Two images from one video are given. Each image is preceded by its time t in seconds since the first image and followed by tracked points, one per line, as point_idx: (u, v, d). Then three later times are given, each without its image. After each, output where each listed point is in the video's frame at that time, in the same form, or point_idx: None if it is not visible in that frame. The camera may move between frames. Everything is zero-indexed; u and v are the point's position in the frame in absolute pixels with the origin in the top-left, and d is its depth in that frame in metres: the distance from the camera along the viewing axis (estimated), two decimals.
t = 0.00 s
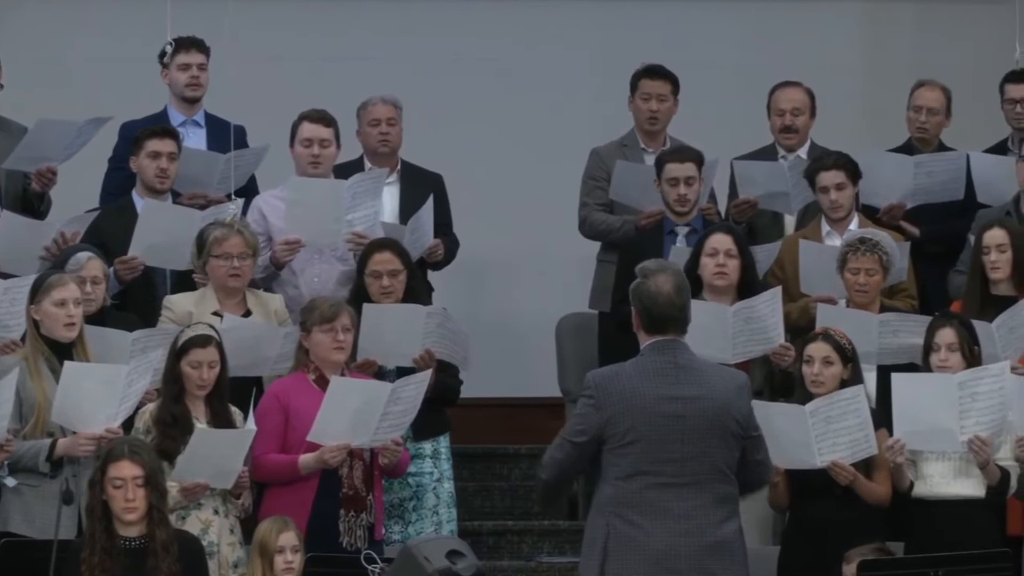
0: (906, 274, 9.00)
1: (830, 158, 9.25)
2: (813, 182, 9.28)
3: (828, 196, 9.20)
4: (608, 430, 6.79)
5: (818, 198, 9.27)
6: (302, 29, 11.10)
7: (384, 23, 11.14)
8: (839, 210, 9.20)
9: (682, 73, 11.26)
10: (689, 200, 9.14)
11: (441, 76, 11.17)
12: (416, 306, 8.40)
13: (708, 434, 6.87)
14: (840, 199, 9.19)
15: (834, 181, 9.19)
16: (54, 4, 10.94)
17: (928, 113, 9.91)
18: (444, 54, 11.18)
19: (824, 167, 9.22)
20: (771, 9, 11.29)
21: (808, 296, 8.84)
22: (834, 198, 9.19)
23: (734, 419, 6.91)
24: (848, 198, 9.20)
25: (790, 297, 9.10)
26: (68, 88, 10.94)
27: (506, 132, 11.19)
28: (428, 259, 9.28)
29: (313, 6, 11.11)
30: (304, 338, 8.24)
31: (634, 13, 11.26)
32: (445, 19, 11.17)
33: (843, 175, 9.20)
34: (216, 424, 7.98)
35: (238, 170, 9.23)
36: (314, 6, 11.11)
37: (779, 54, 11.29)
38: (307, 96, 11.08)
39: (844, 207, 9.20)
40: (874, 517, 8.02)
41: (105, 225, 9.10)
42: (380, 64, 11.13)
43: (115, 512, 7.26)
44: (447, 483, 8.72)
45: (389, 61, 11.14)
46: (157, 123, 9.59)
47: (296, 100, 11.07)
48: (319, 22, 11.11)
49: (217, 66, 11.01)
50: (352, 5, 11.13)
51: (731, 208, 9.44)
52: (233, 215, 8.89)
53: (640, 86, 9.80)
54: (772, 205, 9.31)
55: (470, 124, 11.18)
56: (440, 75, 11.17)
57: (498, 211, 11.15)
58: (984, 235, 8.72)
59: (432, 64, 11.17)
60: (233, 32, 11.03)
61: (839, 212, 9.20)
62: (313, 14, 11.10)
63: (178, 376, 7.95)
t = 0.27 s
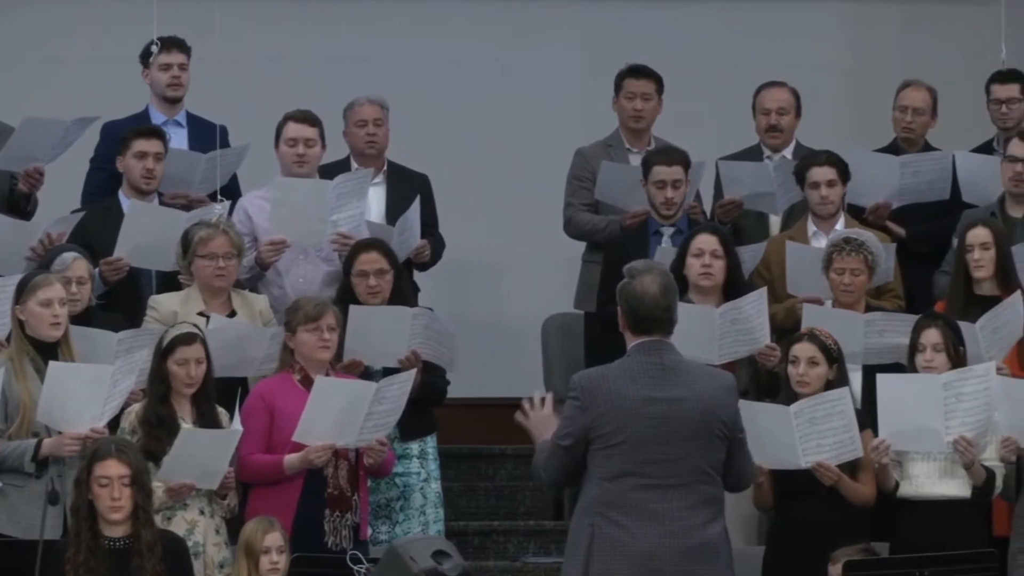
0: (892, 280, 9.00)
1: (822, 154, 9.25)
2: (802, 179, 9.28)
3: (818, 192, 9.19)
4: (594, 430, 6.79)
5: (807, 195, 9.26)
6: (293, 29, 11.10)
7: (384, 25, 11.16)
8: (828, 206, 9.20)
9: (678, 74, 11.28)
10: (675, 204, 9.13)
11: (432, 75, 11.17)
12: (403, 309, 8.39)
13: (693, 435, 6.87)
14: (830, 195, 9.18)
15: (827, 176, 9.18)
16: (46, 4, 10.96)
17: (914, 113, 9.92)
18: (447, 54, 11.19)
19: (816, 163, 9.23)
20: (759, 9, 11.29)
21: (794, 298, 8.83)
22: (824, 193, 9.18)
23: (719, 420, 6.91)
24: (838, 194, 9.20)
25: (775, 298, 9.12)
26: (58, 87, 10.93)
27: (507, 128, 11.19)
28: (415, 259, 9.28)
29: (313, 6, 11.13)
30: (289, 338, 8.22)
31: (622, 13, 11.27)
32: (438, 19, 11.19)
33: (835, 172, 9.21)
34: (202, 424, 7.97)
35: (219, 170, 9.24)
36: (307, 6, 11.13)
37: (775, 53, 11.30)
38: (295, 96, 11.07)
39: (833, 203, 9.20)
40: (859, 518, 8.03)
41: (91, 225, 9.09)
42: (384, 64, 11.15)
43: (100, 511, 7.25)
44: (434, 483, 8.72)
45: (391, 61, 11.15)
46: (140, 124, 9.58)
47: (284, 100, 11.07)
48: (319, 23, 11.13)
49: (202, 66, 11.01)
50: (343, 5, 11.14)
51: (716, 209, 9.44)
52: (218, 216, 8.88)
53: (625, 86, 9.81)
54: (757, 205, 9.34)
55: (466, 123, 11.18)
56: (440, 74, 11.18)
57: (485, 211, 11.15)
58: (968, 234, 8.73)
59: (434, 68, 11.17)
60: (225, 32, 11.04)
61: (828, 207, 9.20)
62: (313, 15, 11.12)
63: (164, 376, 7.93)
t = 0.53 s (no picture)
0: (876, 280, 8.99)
1: (812, 153, 9.28)
2: (791, 173, 9.28)
3: (807, 187, 9.19)
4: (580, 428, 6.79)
5: (795, 191, 9.26)
6: (291, 30, 11.12)
7: (383, 26, 11.16)
8: (817, 201, 9.20)
9: (676, 76, 11.29)
10: (660, 204, 9.16)
11: (431, 75, 11.18)
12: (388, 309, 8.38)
13: (679, 434, 6.88)
14: (819, 191, 9.19)
15: (818, 172, 9.20)
16: (34, 5, 10.95)
17: (899, 113, 9.93)
18: (446, 54, 11.20)
19: (807, 160, 9.24)
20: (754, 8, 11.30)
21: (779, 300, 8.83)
22: (813, 188, 9.19)
23: (705, 420, 6.92)
24: (827, 190, 9.22)
25: (761, 297, 9.12)
26: (55, 86, 10.93)
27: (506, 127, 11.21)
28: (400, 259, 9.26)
29: (313, 6, 11.14)
30: (274, 338, 8.22)
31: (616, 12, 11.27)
32: (435, 19, 11.19)
33: (825, 168, 9.23)
34: (188, 423, 7.97)
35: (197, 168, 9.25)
36: (306, 6, 11.13)
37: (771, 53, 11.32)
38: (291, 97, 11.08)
39: (822, 198, 9.21)
40: (844, 518, 8.04)
41: (76, 225, 9.09)
42: (382, 65, 11.16)
43: (85, 511, 7.24)
44: (420, 483, 8.71)
45: (389, 62, 11.16)
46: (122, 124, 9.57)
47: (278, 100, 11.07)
48: (318, 23, 11.13)
49: (186, 67, 11.00)
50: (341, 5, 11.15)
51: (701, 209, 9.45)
52: (204, 216, 8.88)
53: (609, 86, 9.82)
54: (742, 205, 9.34)
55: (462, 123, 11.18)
56: (439, 74, 11.18)
57: (474, 211, 11.15)
58: (952, 233, 8.74)
59: (433, 69, 11.18)
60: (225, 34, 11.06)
61: (817, 203, 9.21)
62: (312, 16, 11.13)
63: (150, 375, 7.92)
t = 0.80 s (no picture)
0: (861, 281, 9.00)
1: (801, 151, 9.29)
2: (778, 172, 9.29)
3: (795, 185, 9.20)
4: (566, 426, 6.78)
5: (782, 189, 9.28)
6: (291, 30, 11.12)
7: (385, 27, 11.17)
8: (803, 200, 9.21)
9: (674, 76, 11.30)
10: (645, 204, 9.16)
11: (432, 75, 11.18)
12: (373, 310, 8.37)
13: (665, 432, 6.88)
14: (806, 189, 9.20)
15: (804, 171, 9.21)
16: (17, 5, 10.94)
17: (884, 113, 9.94)
18: (446, 55, 11.20)
19: (795, 159, 9.25)
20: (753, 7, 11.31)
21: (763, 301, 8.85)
22: (800, 187, 9.20)
23: (690, 419, 6.93)
24: (813, 190, 9.23)
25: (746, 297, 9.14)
26: (39, 86, 10.92)
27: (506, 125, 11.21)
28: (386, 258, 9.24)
29: (313, 6, 11.14)
30: (258, 338, 8.20)
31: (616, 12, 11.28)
32: (434, 19, 11.20)
33: (810, 167, 9.24)
34: (174, 423, 7.96)
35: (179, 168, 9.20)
36: (306, 7, 11.14)
37: (771, 52, 11.32)
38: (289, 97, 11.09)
39: (808, 198, 9.22)
40: (829, 517, 8.04)
41: (61, 224, 9.08)
42: (382, 65, 11.16)
43: (70, 512, 7.22)
44: (404, 482, 8.71)
45: (389, 62, 11.17)
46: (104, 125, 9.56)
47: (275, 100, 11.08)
48: (318, 24, 11.14)
49: (170, 66, 11.00)
50: (341, 5, 11.15)
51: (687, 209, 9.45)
52: (188, 215, 8.87)
53: (594, 86, 9.82)
54: (728, 205, 9.34)
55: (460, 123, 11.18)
56: (440, 74, 11.19)
57: (466, 212, 11.15)
58: (937, 234, 8.75)
59: (433, 68, 11.19)
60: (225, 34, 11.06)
61: (802, 202, 9.21)
62: (313, 16, 11.13)
63: (135, 375, 7.92)
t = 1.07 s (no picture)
0: (847, 284, 8.95)
1: (782, 151, 9.29)
2: (761, 172, 9.29)
3: (778, 186, 9.21)
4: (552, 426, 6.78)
5: (765, 191, 9.28)
6: (291, 30, 11.13)
7: (386, 27, 11.17)
8: (786, 201, 9.21)
9: (659, 77, 11.31)
10: (630, 205, 9.17)
11: (432, 75, 11.19)
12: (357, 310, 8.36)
13: (651, 432, 6.89)
14: (789, 190, 9.21)
15: (786, 171, 9.22)
16: None
17: (869, 113, 9.96)
18: (445, 56, 11.20)
19: (777, 159, 9.25)
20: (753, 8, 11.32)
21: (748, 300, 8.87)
22: (783, 187, 9.21)
23: (676, 418, 6.93)
24: (797, 190, 9.23)
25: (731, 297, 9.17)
26: (23, 86, 10.91)
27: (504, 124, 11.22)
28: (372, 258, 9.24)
29: (313, 6, 11.15)
30: (243, 338, 8.20)
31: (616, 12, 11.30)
32: (434, 19, 11.20)
33: (793, 168, 9.24)
34: (159, 423, 7.94)
35: (161, 168, 9.18)
36: (306, 7, 11.14)
37: (769, 53, 11.34)
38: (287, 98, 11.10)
39: (792, 199, 9.22)
40: (814, 517, 8.05)
41: (45, 224, 9.06)
42: (382, 65, 11.17)
43: (55, 512, 7.21)
44: (388, 482, 8.71)
45: (389, 63, 11.17)
46: (86, 126, 9.55)
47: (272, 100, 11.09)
48: (317, 25, 11.15)
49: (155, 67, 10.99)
50: (341, 6, 11.16)
51: (672, 209, 9.45)
52: (173, 215, 8.86)
53: (580, 87, 9.82)
54: (713, 205, 9.35)
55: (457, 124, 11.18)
56: (440, 74, 11.19)
57: (458, 212, 11.15)
58: (923, 234, 8.77)
59: (434, 68, 11.19)
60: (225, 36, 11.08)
61: (786, 203, 9.21)
62: (313, 17, 11.14)
63: (120, 374, 7.91)
